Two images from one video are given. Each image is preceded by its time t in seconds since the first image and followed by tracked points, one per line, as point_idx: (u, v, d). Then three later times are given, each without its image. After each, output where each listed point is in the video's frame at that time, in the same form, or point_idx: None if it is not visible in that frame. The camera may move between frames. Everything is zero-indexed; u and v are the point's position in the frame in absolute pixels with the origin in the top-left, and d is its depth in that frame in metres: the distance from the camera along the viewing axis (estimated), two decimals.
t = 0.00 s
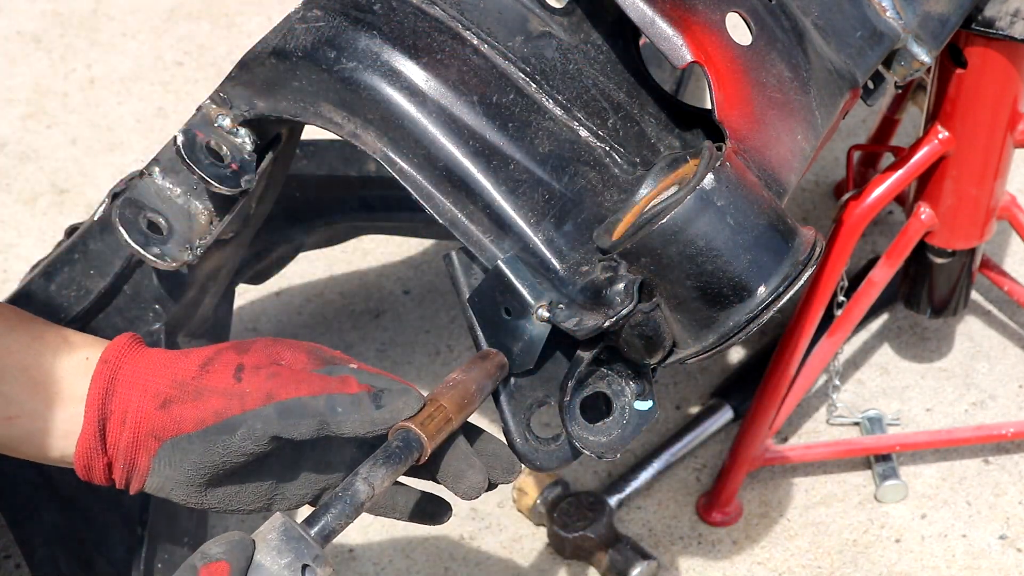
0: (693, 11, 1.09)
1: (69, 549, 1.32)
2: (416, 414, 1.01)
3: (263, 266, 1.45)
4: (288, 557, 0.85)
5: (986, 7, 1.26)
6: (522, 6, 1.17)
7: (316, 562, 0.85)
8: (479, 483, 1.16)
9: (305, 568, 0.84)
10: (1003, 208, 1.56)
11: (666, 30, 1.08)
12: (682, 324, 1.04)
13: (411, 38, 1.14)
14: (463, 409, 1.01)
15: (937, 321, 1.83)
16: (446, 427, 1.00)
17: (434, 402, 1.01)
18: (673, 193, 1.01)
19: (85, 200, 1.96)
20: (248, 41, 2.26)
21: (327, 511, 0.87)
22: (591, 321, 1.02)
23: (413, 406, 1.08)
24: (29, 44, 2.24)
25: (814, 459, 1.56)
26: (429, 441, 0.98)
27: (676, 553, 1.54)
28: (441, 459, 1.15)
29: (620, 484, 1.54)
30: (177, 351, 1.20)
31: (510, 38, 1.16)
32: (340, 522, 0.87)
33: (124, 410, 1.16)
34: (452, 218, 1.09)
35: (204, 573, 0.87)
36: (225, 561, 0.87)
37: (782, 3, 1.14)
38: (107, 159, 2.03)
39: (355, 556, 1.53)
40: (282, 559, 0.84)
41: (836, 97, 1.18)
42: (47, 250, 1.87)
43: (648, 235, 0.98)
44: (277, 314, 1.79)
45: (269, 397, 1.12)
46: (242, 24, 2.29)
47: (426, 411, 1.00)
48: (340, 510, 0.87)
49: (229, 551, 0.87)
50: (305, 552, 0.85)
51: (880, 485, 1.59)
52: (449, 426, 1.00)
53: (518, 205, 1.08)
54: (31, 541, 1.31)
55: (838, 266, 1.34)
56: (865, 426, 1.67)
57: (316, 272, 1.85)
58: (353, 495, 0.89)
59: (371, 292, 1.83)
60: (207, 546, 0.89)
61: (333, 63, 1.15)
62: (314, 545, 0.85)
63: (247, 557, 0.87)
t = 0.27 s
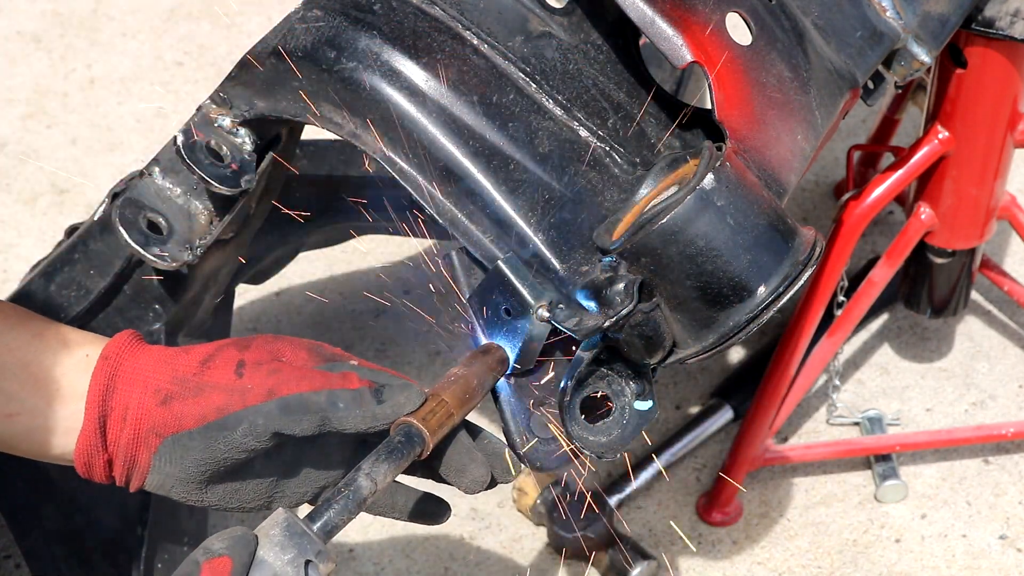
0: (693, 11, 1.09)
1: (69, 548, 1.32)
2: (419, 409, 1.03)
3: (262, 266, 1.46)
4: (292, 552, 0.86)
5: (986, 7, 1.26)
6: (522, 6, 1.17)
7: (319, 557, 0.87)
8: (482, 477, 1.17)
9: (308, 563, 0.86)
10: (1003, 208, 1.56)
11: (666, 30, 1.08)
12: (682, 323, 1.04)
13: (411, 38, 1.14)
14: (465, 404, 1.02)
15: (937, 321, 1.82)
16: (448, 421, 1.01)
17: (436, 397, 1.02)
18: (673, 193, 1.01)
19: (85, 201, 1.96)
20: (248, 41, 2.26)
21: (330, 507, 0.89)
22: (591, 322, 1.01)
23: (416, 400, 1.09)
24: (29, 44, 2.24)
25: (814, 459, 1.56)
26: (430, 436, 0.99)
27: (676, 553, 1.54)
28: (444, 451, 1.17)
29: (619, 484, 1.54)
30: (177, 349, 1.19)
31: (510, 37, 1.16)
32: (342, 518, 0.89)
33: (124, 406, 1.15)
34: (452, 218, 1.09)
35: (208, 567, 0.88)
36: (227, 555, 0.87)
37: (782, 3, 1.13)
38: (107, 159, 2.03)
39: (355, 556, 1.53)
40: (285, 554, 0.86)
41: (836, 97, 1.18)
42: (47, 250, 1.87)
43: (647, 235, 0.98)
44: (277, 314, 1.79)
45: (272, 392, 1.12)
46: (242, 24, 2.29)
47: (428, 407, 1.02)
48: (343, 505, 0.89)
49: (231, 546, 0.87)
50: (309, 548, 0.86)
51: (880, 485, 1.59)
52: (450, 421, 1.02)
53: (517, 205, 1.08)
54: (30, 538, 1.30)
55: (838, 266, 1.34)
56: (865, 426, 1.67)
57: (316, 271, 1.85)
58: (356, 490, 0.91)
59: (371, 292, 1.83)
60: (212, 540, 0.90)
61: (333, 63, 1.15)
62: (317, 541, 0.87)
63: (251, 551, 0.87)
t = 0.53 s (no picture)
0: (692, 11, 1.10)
1: (69, 548, 1.32)
2: (420, 410, 1.02)
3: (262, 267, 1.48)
4: (292, 553, 0.86)
5: (986, 7, 1.26)
6: (522, 6, 1.16)
7: (320, 558, 0.86)
8: (481, 481, 1.15)
9: (309, 565, 0.86)
10: (1003, 208, 1.56)
11: (666, 30, 1.09)
12: (682, 323, 1.04)
13: (411, 38, 1.15)
14: (468, 407, 1.02)
15: (937, 321, 1.82)
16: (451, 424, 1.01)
17: (438, 399, 1.02)
18: (673, 193, 1.00)
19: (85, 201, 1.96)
20: (248, 41, 2.26)
21: (330, 508, 0.89)
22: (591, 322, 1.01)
23: (416, 403, 1.09)
24: (29, 43, 2.24)
25: (813, 459, 1.55)
26: (433, 438, 0.99)
27: (676, 553, 1.54)
28: (444, 456, 1.15)
29: (619, 484, 1.54)
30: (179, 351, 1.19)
31: (511, 38, 1.16)
32: (343, 519, 0.89)
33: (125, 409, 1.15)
34: (452, 218, 1.08)
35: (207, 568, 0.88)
36: (227, 556, 0.87)
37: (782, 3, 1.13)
38: (107, 159, 2.03)
39: (355, 556, 1.53)
40: (286, 555, 0.85)
41: (836, 97, 1.18)
42: (47, 250, 1.87)
43: (647, 235, 0.98)
44: (277, 314, 1.79)
45: (273, 395, 1.12)
46: (242, 24, 2.29)
47: (430, 409, 1.01)
48: (345, 507, 0.89)
49: (232, 546, 0.87)
50: (310, 548, 0.86)
51: (880, 485, 1.59)
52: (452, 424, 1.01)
53: (518, 205, 1.08)
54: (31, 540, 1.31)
55: (838, 266, 1.34)
56: (865, 426, 1.67)
57: (316, 271, 1.85)
58: (358, 492, 0.91)
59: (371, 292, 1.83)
60: (212, 540, 0.89)
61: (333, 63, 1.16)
62: (318, 541, 0.87)
63: (251, 553, 0.87)
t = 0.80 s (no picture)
0: (693, 11, 1.08)
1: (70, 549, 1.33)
2: (421, 412, 1.02)
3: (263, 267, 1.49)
4: (291, 552, 0.86)
5: (986, 7, 1.26)
6: (522, 5, 1.17)
7: (319, 557, 0.86)
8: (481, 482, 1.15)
9: (308, 563, 0.86)
10: (1003, 208, 1.56)
11: (666, 30, 1.08)
12: (682, 323, 1.04)
13: (412, 39, 1.14)
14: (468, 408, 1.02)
15: (937, 321, 1.82)
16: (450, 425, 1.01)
17: (438, 399, 1.02)
18: (673, 193, 1.01)
19: (85, 201, 1.96)
20: (248, 41, 2.26)
21: (330, 507, 0.89)
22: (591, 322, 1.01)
23: (417, 404, 1.10)
24: (29, 43, 2.24)
25: (813, 459, 1.56)
26: (433, 439, 0.99)
27: (676, 553, 1.54)
28: (444, 457, 1.15)
29: (620, 484, 1.54)
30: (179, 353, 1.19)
31: (510, 38, 1.16)
32: (342, 518, 0.89)
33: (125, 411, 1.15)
34: (452, 218, 1.08)
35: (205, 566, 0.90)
36: (226, 554, 0.90)
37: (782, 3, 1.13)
38: (107, 159, 2.03)
39: (355, 556, 1.53)
40: (285, 553, 0.86)
41: (836, 97, 1.18)
42: (47, 250, 1.87)
43: (646, 235, 0.98)
44: (277, 314, 1.79)
45: (274, 397, 1.12)
46: (242, 24, 2.29)
47: (430, 409, 1.01)
48: (344, 505, 0.89)
49: (230, 544, 0.90)
50: (309, 548, 0.86)
51: (880, 485, 1.59)
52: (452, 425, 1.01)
53: (517, 205, 1.08)
54: (30, 540, 1.30)
55: (838, 266, 1.34)
56: (865, 426, 1.67)
57: (316, 271, 1.85)
58: (357, 491, 0.91)
59: (371, 292, 1.83)
60: (213, 539, 0.92)
61: (333, 63, 1.15)
62: (316, 540, 0.87)
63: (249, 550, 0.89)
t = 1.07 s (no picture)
0: (693, 11, 1.09)
1: (69, 549, 1.34)
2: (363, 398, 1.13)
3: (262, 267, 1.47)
4: (216, 536, 0.91)
5: (986, 7, 1.26)
6: (522, 6, 1.17)
7: (246, 540, 0.91)
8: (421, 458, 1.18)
9: (235, 546, 0.91)
10: (1003, 208, 1.56)
11: (666, 30, 1.08)
12: (682, 323, 1.04)
13: (411, 39, 1.14)
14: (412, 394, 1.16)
15: (937, 321, 1.82)
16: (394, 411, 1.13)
17: (386, 387, 1.14)
18: (673, 193, 1.01)
19: (85, 200, 1.96)
20: (248, 41, 2.26)
21: (260, 493, 0.96)
22: (591, 322, 1.01)
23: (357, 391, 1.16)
24: (29, 44, 2.24)
25: (813, 459, 1.55)
26: (370, 424, 1.10)
27: (676, 553, 1.54)
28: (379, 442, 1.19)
29: (619, 484, 1.54)
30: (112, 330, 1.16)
31: (510, 38, 1.16)
32: (272, 502, 0.95)
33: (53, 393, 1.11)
34: (453, 218, 1.09)
35: (128, 557, 0.94)
36: (148, 546, 0.94)
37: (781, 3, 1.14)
38: (107, 159, 2.03)
39: (355, 556, 1.53)
40: (209, 537, 0.90)
41: (836, 97, 1.18)
42: (47, 250, 1.87)
43: (647, 235, 0.98)
44: (277, 314, 1.79)
45: (213, 393, 1.12)
46: (242, 24, 2.29)
47: (381, 396, 1.13)
48: (275, 486, 0.96)
49: (152, 536, 0.94)
50: (235, 532, 0.91)
51: (880, 485, 1.59)
52: (401, 412, 1.14)
53: (517, 205, 1.08)
54: (31, 539, 1.32)
55: (838, 266, 1.34)
56: (865, 426, 1.67)
57: (316, 271, 1.85)
58: (284, 475, 0.97)
59: (370, 292, 1.83)
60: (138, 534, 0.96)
61: (332, 63, 1.15)
62: (246, 523, 0.92)
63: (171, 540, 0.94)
